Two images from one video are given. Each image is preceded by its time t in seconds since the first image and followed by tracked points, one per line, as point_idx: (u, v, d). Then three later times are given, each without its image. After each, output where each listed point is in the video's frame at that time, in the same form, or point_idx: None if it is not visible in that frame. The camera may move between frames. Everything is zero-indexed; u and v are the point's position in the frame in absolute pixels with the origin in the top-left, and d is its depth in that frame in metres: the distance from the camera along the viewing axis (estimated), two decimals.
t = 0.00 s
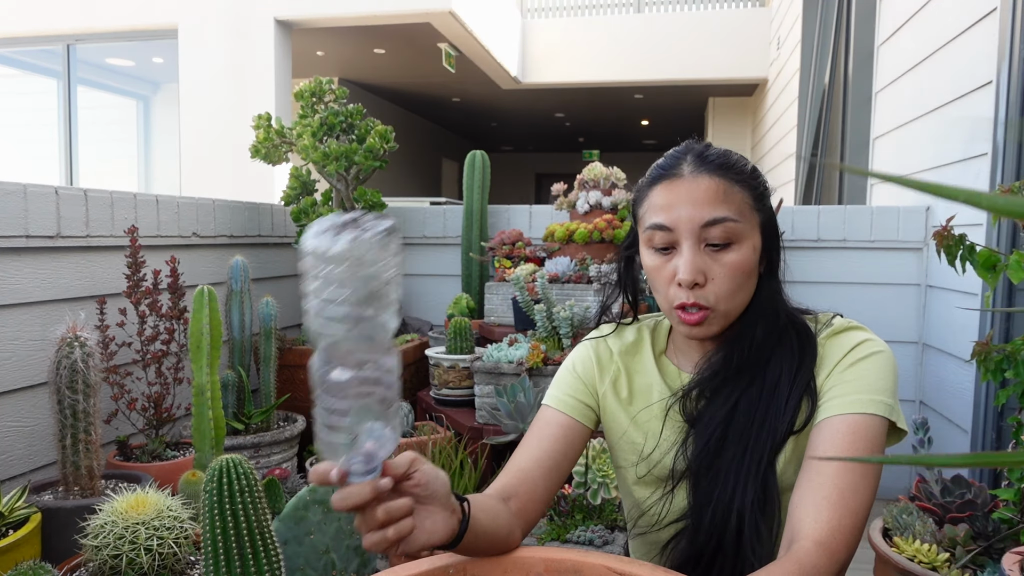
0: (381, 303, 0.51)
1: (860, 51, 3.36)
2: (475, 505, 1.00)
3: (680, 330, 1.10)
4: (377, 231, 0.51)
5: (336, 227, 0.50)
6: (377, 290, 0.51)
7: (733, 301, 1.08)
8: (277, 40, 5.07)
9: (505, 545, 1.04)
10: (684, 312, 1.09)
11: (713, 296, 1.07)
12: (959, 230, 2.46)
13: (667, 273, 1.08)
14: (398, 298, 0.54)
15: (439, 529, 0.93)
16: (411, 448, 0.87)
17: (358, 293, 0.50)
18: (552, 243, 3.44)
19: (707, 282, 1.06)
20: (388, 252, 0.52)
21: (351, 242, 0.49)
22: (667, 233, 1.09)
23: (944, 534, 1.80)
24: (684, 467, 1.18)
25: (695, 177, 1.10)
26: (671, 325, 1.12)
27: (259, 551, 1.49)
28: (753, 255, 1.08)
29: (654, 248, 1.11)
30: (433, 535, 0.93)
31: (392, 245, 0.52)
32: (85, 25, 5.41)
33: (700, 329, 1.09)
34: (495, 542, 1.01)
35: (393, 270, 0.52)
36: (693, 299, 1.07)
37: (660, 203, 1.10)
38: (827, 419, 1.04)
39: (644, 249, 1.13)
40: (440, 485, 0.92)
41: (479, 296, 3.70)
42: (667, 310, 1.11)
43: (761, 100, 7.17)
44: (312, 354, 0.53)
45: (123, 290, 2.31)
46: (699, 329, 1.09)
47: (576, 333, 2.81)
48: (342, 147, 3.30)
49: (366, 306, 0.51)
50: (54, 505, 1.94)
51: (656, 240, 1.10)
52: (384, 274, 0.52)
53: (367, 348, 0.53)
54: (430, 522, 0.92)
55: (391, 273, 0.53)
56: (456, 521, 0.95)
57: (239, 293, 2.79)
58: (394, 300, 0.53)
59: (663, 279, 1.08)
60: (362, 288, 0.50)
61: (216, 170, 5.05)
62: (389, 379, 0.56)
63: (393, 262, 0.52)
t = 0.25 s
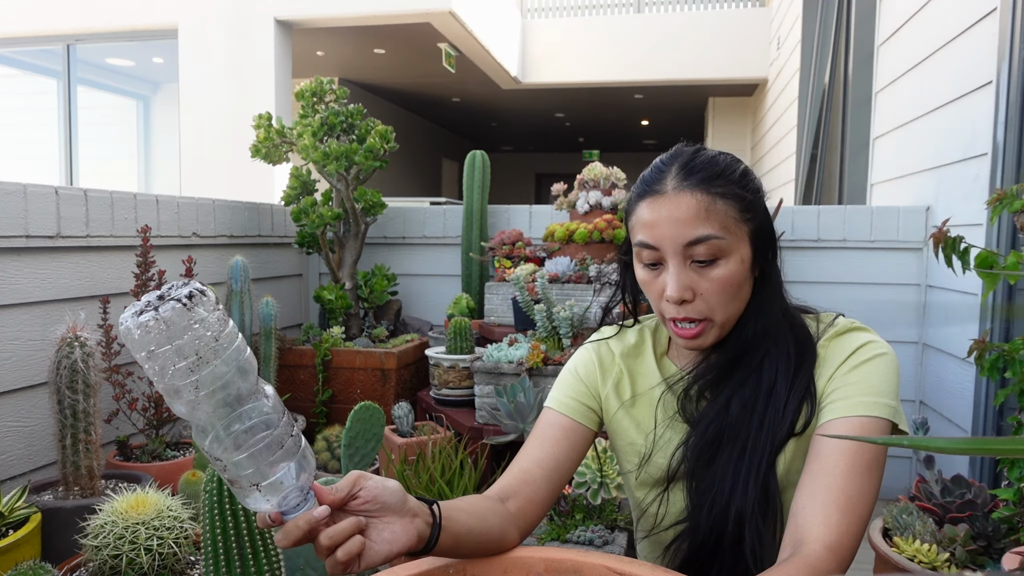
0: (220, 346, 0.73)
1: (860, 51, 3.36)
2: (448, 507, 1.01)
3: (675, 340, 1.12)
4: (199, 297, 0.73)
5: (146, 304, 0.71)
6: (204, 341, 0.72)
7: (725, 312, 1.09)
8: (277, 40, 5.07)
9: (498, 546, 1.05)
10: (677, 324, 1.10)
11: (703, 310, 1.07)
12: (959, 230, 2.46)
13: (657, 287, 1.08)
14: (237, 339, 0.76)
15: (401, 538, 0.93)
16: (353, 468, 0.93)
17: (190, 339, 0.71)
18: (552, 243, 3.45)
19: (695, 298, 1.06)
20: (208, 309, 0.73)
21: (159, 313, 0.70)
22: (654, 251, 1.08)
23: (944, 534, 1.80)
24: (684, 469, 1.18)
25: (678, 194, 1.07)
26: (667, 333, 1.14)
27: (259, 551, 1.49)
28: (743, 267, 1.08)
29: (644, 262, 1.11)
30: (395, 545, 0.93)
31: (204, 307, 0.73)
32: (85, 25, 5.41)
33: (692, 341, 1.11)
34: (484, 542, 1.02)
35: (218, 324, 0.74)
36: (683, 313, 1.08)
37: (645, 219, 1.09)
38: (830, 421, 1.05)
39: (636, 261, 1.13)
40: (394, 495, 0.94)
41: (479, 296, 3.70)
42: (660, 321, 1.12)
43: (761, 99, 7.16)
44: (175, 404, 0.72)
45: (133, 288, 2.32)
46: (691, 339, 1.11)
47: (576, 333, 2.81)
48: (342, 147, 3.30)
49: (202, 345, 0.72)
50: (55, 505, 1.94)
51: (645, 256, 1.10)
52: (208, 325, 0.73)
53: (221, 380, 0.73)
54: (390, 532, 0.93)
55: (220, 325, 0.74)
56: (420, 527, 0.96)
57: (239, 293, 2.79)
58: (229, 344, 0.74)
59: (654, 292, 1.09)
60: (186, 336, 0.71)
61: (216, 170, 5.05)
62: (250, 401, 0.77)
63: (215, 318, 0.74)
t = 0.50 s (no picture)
0: (209, 359, 0.70)
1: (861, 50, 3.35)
2: (445, 509, 0.99)
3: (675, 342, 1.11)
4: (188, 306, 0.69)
5: (131, 316, 0.67)
6: (192, 354, 0.68)
7: (724, 314, 1.08)
8: (277, 39, 5.06)
9: (496, 548, 1.03)
10: (676, 326, 1.09)
11: (703, 313, 1.06)
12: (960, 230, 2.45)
13: (656, 290, 1.07)
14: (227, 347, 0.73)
15: (398, 542, 0.92)
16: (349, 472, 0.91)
17: (177, 351, 0.68)
18: (552, 243, 3.44)
19: (695, 301, 1.05)
20: (196, 319, 0.69)
21: (144, 326, 0.66)
22: (653, 255, 1.07)
23: (945, 535, 1.79)
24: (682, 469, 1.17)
25: (677, 198, 1.06)
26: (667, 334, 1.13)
27: (259, 553, 1.48)
28: (743, 270, 1.07)
29: (644, 266, 1.10)
30: (392, 550, 0.91)
31: (192, 318, 0.69)
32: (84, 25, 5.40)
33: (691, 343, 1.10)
34: (480, 543, 1.01)
35: (206, 335, 0.70)
36: (683, 316, 1.07)
37: (645, 223, 1.08)
38: (824, 417, 1.03)
39: (636, 264, 1.12)
40: (390, 499, 0.92)
41: (479, 296, 3.68)
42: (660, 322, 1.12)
43: (761, 99, 7.15)
44: (164, 416, 0.70)
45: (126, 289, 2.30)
46: (691, 340, 1.11)
47: (576, 333, 2.80)
48: (342, 147, 3.29)
49: (191, 359, 0.69)
50: (53, 505, 1.93)
51: (644, 259, 1.09)
52: (196, 337, 0.69)
53: (211, 393, 0.70)
54: (387, 536, 0.91)
55: (209, 335, 0.71)
56: (418, 531, 0.94)
57: (239, 293, 2.78)
58: (218, 355, 0.71)
59: (653, 295, 1.08)
60: (174, 349, 0.67)
61: (216, 169, 5.04)
62: (241, 414, 0.74)
63: (204, 329, 0.70)
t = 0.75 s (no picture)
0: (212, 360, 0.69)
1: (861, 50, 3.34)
2: (442, 509, 0.99)
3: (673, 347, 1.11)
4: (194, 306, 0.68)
5: (136, 314, 0.65)
6: (196, 355, 0.67)
7: (723, 319, 1.07)
8: (277, 39, 5.06)
9: (492, 549, 1.03)
10: (675, 332, 1.09)
11: (701, 318, 1.06)
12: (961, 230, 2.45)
13: (655, 295, 1.07)
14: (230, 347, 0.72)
15: (395, 543, 0.92)
16: (345, 474, 0.91)
17: (181, 351, 0.67)
18: (552, 243, 3.44)
19: (694, 307, 1.05)
20: (202, 319, 0.68)
21: (148, 325, 0.64)
22: (651, 260, 1.06)
23: (946, 535, 1.79)
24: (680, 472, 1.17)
25: (674, 204, 1.05)
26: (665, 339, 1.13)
27: (259, 554, 1.48)
28: (740, 275, 1.06)
29: (642, 271, 1.09)
30: (390, 549, 0.91)
31: (197, 318, 0.68)
32: (84, 24, 5.40)
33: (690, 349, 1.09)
34: (477, 544, 1.00)
35: (211, 336, 0.69)
36: (681, 322, 1.07)
37: (643, 229, 1.07)
38: (825, 421, 1.03)
39: (634, 269, 1.12)
40: (387, 500, 0.92)
41: (479, 296, 3.68)
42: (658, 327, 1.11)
43: (761, 99, 7.15)
44: (164, 415, 0.69)
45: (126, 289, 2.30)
46: (690, 346, 1.10)
47: (576, 333, 2.80)
48: (342, 147, 3.28)
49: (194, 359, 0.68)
50: (53, 506, 1.92)
51: (642, 265, 1.08)
52: (202, 337, 0.68)
53: (213, 393, 0.70)
54: (383, 536, 0.91)
55: (214, 336, 0.70)
56: (414, 530, 0.94)
57: (239, 293, 2.77)
58: (222, 354, 0.70)
59: (652, 301, 1.08)
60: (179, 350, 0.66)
61: (215, 169, 5.04)
62: (244, 414, 0.73)
63: (210, 329, 0.69)
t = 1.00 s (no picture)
0: (217, 360, 0.67)
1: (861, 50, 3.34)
2: (440, 511, 0.99)
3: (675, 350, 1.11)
4: (199, 306, 0.67)
5: (139, 313, 0.64)
6: (201, 355, 0.66)
7: (727, 326, 1.07)
8: (277, 39, 5.06)
9: (490, 549, 1.03)
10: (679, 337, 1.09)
11: (706, 324, 1.06)
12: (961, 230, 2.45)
13: (660, 301, 1.07)
14: (232, 348, 0.70)
15: (394, 547, 0.92)
16: (345, 476, 0.90)
17: (187, 352, 0.65)
18: (552, 243, 3.44)
19: (699, 314, 1.05)
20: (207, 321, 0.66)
21: (154, 325, 0.63)
22: (656, 266, 1.06)
23: (946, 536, 1.79)
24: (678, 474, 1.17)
25: (682, 210, 1.04)
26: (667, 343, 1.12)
27: (259, 554, 1.48)
28: (746, 282, 1.06)
29: (646, 275, 1.09)
30: (388, 554, 0.92)
31: (203, 318, 0.66)
32: (84, 24, 5.40)
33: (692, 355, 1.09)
34: (474, 545, 1.00)
35: (217, 336, 0.68)
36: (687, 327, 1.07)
37: (648, 233, 1.07)
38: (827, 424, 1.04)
39: (637, 273, 1.11)
40: (387, 504, 0.92)
41: (479, 296, 3.68)
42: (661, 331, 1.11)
43: (761, 98, 7.15)
44: (167, 416, 0.67)
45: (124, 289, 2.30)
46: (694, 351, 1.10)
47: (576, 333, 2.80)
48: (342, 147, 3.28)
49: (200, 359, 0.66)
50: (53, 506, 1.92)
51: (646, 270, 1.08)
52: (206, 338, 0.66)
53: (218, 394, 0.68)
54: (382, 540, 0.92)
55: (220, 337, 0.68)
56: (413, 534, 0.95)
57: (238, 293, 2.77)
58: (226, 356, 0.68)
59: (656, 306, 1.08)
60: (186, 349, 0.65)
61: (215, 169, 5.04)
62: (248, 415, 0.71)
63: (215, 329, 0.67)
